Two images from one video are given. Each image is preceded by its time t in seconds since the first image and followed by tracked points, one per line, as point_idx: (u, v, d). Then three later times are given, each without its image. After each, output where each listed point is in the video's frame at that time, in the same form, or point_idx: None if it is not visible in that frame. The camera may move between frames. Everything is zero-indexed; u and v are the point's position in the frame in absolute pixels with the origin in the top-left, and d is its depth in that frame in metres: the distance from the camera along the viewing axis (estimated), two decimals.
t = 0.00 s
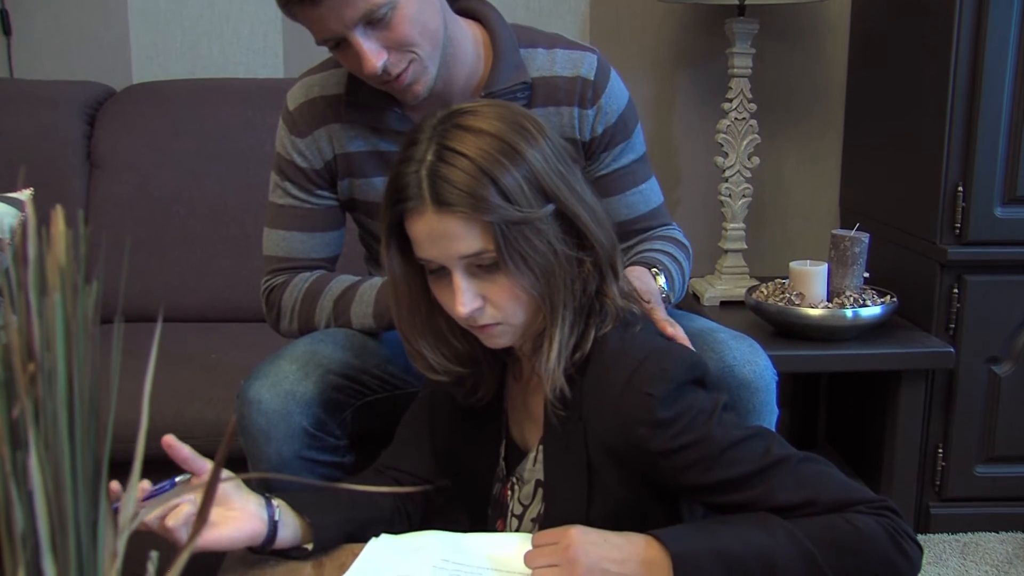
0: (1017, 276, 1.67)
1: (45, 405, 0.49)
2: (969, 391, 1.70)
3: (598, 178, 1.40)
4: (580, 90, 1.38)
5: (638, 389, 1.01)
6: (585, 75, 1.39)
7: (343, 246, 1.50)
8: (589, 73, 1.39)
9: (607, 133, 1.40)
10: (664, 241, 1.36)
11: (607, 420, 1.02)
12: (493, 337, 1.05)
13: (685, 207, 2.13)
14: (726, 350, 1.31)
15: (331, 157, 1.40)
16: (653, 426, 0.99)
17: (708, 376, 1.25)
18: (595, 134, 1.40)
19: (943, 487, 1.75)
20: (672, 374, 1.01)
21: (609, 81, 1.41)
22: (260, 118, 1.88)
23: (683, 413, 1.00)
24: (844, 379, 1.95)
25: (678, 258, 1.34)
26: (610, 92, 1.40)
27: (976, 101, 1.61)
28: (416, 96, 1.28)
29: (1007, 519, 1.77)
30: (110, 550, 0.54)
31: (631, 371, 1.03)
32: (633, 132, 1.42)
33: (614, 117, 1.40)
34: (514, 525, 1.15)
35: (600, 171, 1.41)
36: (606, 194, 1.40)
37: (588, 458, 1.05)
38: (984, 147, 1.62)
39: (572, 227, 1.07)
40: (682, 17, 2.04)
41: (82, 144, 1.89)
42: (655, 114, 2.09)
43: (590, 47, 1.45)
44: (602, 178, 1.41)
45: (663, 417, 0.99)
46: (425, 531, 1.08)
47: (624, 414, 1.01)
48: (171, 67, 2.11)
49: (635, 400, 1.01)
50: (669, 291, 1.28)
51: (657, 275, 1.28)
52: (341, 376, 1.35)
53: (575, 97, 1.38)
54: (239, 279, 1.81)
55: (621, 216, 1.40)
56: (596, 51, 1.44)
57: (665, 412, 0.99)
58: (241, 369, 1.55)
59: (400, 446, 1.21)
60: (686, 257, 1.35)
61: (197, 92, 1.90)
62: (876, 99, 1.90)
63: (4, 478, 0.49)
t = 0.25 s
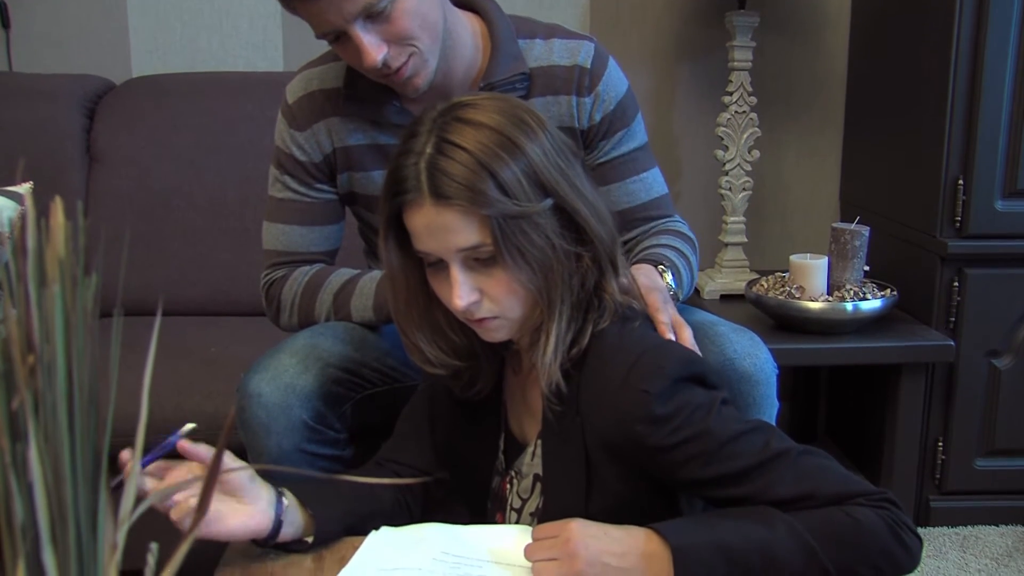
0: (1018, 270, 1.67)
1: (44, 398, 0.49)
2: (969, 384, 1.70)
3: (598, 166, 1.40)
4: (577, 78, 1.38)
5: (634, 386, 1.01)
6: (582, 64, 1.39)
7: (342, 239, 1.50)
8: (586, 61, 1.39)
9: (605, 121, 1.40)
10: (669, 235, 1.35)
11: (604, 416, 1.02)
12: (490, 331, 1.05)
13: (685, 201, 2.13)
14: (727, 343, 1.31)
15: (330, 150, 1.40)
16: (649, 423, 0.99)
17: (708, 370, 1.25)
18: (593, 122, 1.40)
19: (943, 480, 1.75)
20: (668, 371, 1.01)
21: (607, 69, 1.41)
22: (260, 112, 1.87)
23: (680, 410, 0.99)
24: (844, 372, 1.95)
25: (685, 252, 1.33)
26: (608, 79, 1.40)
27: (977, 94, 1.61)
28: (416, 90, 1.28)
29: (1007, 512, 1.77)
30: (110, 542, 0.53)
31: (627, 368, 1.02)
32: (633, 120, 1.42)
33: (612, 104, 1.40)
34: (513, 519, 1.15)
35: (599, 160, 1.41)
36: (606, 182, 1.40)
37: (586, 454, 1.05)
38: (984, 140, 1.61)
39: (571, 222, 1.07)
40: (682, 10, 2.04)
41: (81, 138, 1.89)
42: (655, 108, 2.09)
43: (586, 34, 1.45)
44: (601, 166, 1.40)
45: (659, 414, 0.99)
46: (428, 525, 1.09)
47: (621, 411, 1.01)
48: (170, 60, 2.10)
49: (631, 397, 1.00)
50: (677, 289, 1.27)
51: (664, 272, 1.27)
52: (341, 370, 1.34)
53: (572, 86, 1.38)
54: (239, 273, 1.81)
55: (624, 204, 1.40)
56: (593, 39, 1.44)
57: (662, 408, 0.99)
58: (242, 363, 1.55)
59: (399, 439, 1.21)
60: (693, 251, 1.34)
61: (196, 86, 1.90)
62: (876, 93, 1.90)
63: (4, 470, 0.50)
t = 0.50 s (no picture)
0: (1018, 262, 1.67)
1: (43, 386, 0.49)
2: (969, 377, 1.70)
3: (599, 158, 1.40)
4: (578, 69, 1.38)
5: (634, 378, 1.01)
6: (583, 54, 1.39)
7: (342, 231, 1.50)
8: (586, 53, 1.39)
9: (606, 112, 1.39)
10: (671, 228, 1.35)
11: (603, 409, 1.02)
12: (490, 324, 1.04)
13: (685, 194, 2.13)
14: (727, 335, 1.31)
15: (330, 141, 1.40)
16: (649, 416, 0.99)
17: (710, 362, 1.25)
18: (594, 113, 1.40)
19: (943, 473, 1.75)
20: (668, 363, 1.01)
21: (607, 61, 1.40)
22: (260, 104, 1.87)
23: (680, 403, 1.00)
24: (843, 365, 1.95)
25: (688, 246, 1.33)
26: (609, 70, 1.40)
27: (977, 86, 1.61)
28: (417, 82, 1.28)
29: (1006, 504, 1.77)
30: (108, 533, 0.53)
31: (627, 360, 1.03)
32: (634, 111, 1.42)
33: (613, 95, 1.39)
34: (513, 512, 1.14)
35: (600, 150, 1.41)
36: (605, 172, 1.40)
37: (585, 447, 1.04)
38: (985, 132, 1.61)
39: (572, 214, 1.07)
40: (682, 3, 2.04)
41: (80, 130, 1.88)
42: (655, 100, 2.09)
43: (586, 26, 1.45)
44: (601, 157, 1.40)
45: (659, 407, 0.99)
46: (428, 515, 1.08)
47: (621, 403, 1.01)
48: (170, 53, 2.10)
49: (631, 389, 1.00)
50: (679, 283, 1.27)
51: (667, 266, 1.27)
52: (341, 362, 1.34)
53: (573, 77, 1.38)
54: (239, 266, 1.81)
55: (623, 195, 1.39)
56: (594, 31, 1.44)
57: (661, 401, 0.99)
58: (242, 355, 1.55)
59: (398, 429, 1.22)
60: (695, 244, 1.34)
61: (196, 78, 1.90)
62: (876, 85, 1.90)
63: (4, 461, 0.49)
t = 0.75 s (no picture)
0: (1018, 251, 1.67)
1: (42, 371, 0.49)
2: (969, 365, 1.70)
3: (600, 145, 1.40)
4: (580, 54, 1.38)
5: (643, 356, 1.01)
6: (585, 39, 1.38)
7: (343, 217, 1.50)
8: (588, 36, 1.38)
9: (607, 98, 1.39)
10: (668, 216, 1.35)
11: (611, 388, 1.02)
12: (484, 299, 1.03)
13: (685, 184, 2.13)
14: (728, 322, 1.31)
15: (329, 127, 1.39)
16: (658, 394, 0.99)
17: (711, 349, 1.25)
18: (595, 98, 1.39)
19: (943, 462, 1.76)
20: (676, 343, 1.01)
21: (609, 46, 1.40)
22: (259, 93, 1.87)
23: (688, 382, 1.00)
24: (843, 354, 1.95)
25: (685, 235, 1.34)
26: (611, 56, 1.40)
27: (978, 74, 1.60)
28: (415, 66, 1.28)
29: (1006, 493, 1.78)
30: (108, 518, 0.53)
31: (634, 340, 1.03)
32: (635, 97, 1.42)
33: (614, 81, 1.39)
34: (517, 500, 1.15)
35: (602, 137, 1.41)
36: (607, 159, 1.40)
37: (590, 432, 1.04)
38: (986, 120, 1.61)
39: (560, 186, 1.07)
40: None
41: (79, 119, 1.88)
42: (655, 89, 2.08)
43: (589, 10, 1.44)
44: (603, 144, 1.41)
45: (668, 385, 0.99)
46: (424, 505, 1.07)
47: (629, 382, 1.01)
48: (169, 41, 2.10)
49: (641, 367, 1.00)
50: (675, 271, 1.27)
51: (664, 254, 1.26)
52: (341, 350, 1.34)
53: (575, 62, 1.37)
54: (239, 255, 1.81)
55: (624, 181, 1.40)
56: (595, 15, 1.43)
57: (670, 379, 0.99)
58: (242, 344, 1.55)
59: (394, 420, 1.21)
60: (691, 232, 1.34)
61: (195, 67, 1.90)
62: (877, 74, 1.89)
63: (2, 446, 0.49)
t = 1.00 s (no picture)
0: (1019, 242, 1.67)
1: (41, 360, 0.48)
2: (970, 356, 1.70)
3: (604, 140, 1.41)
4: (583, 48, 1.37)
5: (644, 333, 1.02)
6: (588, 33, 1.38)
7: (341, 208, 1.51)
8: (592, 31, 1.38)
9: (611, 93, 1.39)
10: (661, 208, 1.36)
11: (610, 365, 1.03)
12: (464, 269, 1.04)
13: (685, 175, 2.13)
14: (728, 314, 1.31)
15: (326, 119, 1.39)
16: (659, 370, 1.00)
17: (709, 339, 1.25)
18: (600, 93, 1.39)
19: (943, 453, 1.76)
20: (676, 321, 1.03)
21: (612, 39, 1.40)
22: (259, 85, 1.87)
23: (687, 361, 1.02)
24: (843, 346, 1.95)
25: (675, 223, 1.35)
26: (614, 50, 1.39)
27: (980, 65, 1.60)
28: (411, 53, 1.28)
29: (1006, 484, 1.78)
30: (108, 508, 0.52)
31: (633, 319, 1.04)
32: (637, 91, 1.42)
33: (616, 76, 1.39)
34: (513, 488, 1.13)
35: (605, 133, 1.41)
36: (611, 155, 1.41)
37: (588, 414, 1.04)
38: (987, 111, 1.61)
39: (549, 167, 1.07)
40: None
41: (78, 110, 1.88)
42: (655, 80, 2.08)
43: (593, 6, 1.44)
44: (605, 140, 1.41)
45: (669, 361, 1.01)
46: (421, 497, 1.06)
47: (630, 358, 1.02)
48: (168, 33, 2.09)
49: (641, 343, 1.02)
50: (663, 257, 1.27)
51: (651, 240, 1.27)
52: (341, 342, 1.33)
53: (577, 56, 1.37)
54: (239, 247, 1.81)
55: (626, 175, 1.41)
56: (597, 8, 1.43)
57: (670, 355, 1.01)
58: (242, 335, 1.55)
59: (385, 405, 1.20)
60: (682, 223, 1.36)
61: (194, 58, 1.89)
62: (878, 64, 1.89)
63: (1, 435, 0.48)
